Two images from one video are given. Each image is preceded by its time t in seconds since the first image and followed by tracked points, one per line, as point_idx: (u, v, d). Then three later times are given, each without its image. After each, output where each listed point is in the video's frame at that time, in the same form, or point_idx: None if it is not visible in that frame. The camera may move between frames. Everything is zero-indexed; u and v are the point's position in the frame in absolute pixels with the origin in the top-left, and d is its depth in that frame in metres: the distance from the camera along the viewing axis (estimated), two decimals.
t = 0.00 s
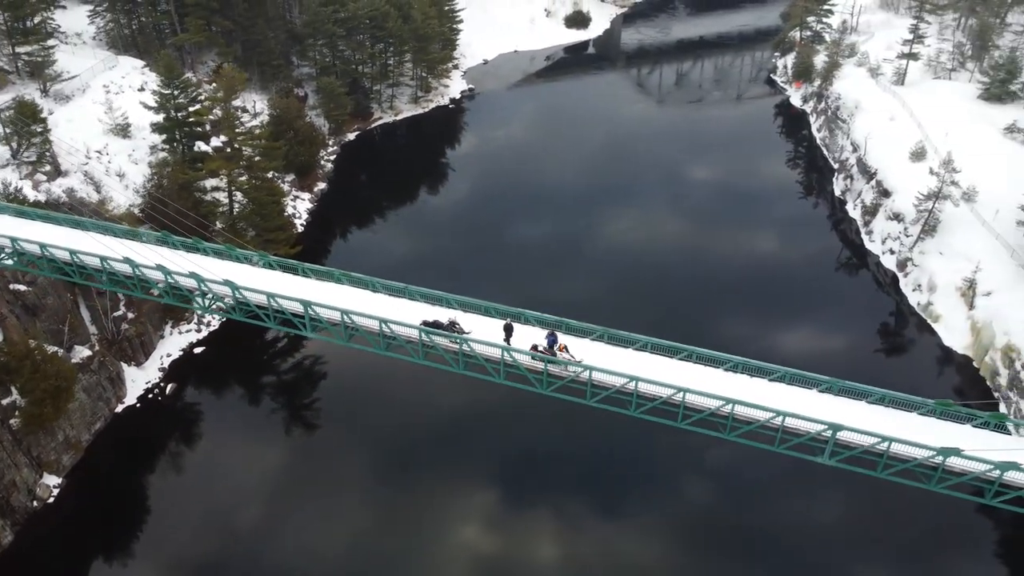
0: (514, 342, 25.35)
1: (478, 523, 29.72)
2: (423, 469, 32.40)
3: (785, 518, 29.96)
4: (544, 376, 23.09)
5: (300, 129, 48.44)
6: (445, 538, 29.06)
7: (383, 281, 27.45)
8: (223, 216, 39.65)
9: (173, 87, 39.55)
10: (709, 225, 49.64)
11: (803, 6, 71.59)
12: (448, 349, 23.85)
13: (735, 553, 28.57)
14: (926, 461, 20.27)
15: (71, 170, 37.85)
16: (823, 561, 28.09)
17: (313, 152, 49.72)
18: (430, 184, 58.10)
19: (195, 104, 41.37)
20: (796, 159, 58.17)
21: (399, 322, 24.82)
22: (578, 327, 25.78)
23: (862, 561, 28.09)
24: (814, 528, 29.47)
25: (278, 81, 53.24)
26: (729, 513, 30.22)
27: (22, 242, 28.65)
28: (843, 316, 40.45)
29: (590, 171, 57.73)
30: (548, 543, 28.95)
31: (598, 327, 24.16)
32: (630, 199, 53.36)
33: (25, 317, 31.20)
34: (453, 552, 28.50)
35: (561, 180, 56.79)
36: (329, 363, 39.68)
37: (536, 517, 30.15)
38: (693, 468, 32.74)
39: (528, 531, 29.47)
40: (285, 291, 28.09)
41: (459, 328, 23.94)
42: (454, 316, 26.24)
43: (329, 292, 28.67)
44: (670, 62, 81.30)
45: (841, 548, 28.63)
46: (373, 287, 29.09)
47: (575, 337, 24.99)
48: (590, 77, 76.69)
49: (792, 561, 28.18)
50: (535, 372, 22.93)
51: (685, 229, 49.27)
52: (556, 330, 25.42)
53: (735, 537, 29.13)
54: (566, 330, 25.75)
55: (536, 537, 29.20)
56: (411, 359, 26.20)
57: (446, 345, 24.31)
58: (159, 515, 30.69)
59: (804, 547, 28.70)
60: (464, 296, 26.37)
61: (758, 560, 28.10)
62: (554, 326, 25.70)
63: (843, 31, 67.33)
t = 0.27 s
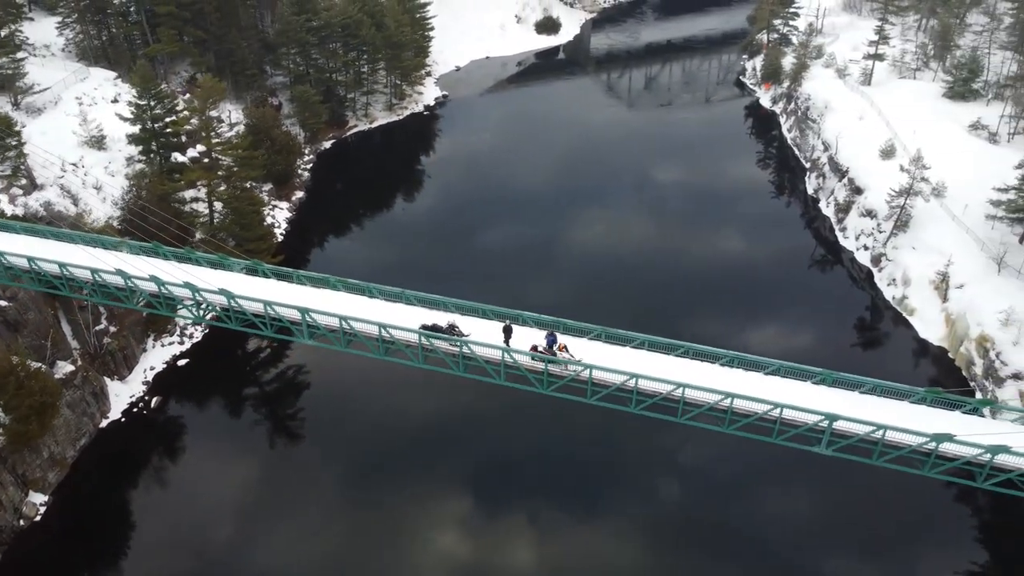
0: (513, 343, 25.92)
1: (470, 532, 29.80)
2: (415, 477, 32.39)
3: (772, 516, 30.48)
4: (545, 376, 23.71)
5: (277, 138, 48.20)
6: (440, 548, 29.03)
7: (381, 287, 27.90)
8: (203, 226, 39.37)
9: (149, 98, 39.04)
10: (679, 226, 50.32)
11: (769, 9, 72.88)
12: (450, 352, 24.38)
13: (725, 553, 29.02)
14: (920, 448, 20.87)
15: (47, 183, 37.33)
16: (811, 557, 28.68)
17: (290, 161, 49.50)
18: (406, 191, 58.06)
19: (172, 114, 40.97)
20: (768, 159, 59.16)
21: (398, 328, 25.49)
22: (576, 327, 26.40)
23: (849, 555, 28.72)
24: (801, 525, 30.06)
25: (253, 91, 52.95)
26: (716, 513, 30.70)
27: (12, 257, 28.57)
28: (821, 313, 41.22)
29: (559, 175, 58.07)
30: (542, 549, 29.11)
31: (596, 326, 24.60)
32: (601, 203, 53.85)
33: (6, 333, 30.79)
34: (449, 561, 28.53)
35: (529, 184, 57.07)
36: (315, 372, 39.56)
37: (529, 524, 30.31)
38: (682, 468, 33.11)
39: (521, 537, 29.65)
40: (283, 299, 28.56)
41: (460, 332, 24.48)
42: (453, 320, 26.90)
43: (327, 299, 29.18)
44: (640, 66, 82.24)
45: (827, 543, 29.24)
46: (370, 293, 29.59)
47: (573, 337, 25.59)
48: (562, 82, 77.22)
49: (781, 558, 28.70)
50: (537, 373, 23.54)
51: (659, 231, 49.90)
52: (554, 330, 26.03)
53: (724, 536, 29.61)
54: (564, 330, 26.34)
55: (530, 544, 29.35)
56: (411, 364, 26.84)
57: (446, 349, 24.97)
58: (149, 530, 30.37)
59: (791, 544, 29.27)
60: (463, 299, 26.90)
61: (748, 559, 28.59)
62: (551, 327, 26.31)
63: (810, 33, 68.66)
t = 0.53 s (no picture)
0: (512, 343, 26.62)
1: (466, 539, 29.96)
2: (407, 484, 32.44)
3: (761, 512, 31.10)
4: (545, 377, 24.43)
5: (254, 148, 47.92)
6: (435, 555, 29.13)
7: (379, 293, 28.43)
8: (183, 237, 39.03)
9: (125, 110, 38.69)
10: (647, 229, 50.98)
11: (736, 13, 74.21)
12: (451, 355, 25.02)
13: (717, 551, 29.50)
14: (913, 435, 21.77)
15: (23, 198, 36.80)
16: (800, 553, 29.29)
17: (268, 170, 49.22)
18: (383, 199, 58.04)
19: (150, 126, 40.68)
20: (740, 160, 60.14)
21: (398, 332, 26.18)
22: (573, 327, 27.09)
23: (836, 549, 29.44)
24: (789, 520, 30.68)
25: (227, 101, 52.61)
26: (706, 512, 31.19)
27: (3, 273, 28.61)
28: (800, 310, 42.02)
29: (528, 183, 58.41)
30: (538, 554, 29.34)
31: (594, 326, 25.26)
32: (570, 208, 54.36)
33: None
34: (445, 569, 28.63)
35: (497, 192, 57.28)
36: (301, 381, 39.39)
37: (523, 528, 30.53)
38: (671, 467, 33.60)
39: (516, 542, 29.85)
40: (281, 307, 29.03)
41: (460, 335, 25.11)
42: (452, 322, 27.62)
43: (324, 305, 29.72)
44: (611, 71, 83.08)
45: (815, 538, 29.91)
46: (366, 299, 30.19)
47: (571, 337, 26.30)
48: (535, 88, 77.73)
49: (771, 555, 29.28)
50: (537, 373, 24.23)
51: (626, 234, 50.61)
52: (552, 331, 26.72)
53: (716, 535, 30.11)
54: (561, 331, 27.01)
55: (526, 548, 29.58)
56: (411, 367, 27.54)
57: (446, 353, 25.64)
58: (140, 545, 30.06)
59: (781, 540, 29.87)
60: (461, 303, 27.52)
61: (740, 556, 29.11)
62: (548, 327, 27.00)
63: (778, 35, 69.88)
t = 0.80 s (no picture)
0: (512, 346, 27.56)
1: (461, 546, 30.17)
2: (400, 492, 32.56)
3: (750, 510, 31.72)
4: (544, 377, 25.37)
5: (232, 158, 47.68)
6: (436, 559, 29.46)
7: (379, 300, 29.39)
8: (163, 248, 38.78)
9: (103, 122, 38.39)
10: (620, 231, 51.54)
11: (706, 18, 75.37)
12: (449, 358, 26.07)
13: (710, 549, 30.07)
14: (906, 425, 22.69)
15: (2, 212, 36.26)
16: (790, 548, 29.97)
17: (246, 180, 48.97)
18: (360, 207, 57.99)
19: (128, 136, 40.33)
20: (713, 162, 61.04)
21: (397, 337, 27.13)
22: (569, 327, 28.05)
23: (824, 543, 30.16)
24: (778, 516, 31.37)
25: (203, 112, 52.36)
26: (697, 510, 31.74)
27: None
28: (779, 309, 42.81)
29: (498, 187, 58.73)
30: (534, 557, 29.63)
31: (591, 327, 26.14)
32: (541, 212, 54.91)
33: None
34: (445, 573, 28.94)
35: (467, 196, 57.58)
36: (287, 391, 39.21)
37: (518, 533, 30.82)
38: (660, 467, 34.12)
39: (511, 547, 30.13)
40: (280, 316, 29.70)
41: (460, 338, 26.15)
42: (451, 325, 28.53)
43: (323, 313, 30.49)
44: (583, 76, 83.88)
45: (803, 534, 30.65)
46: (364, 305, 30.99)
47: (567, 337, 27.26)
48: (509, 94, 78.15)
49: (762, 551, 29.92)
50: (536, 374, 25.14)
51: (597, 236, 51.29)
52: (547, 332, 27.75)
53: (707, 533, 30.67)
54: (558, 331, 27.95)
55: (521, 552, 29.88)
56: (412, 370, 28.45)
57: (446, 357, 26.57)
58: (133, 559, 29.78)
59: (771, 537, 30.54)
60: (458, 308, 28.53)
61: (732, 554, 29.71)
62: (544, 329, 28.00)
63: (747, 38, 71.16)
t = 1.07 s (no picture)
0: (512, 347, 28.31)
1: (457, 552, 30.36)
2: (394, 500, 32.67)
3: (741, 506, 32.31)
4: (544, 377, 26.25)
5: (211, 168, 47.46)
6: (430, 566, 29.61)
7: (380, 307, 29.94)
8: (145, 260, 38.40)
9: (81, 133, 38.02)
10: (599, 235, 52.05)
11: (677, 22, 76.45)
12: (450, 361, 26.74)
13: (703, 547, 30.59)
14: (897, 414, 23.56)
15: None
16: (780, 543, 30.60)
17: (225, 190, 48.74)
18: (338, 214, 57.81)
19: (106, 147, 39.81)
20: (687, 164, 61.83)
21: (397, 342, 27.80)
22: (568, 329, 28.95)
23: (812, 537, 30.83)
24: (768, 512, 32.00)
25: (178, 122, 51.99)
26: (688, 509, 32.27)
27: None
28: (760, 307, 43.53)
29: (472, 193, 59.05)
30: (530, 560, 29.89)
31: (589, 328, 26.91)
32: (514, 216, 55.35)
33: None
34: None
35: (442, 202, 57.91)
36: (273, 399, 38.95)
37: (513, 537, 31.06)
38: (649, 467, 34.60)
39: (507, 550, 30.36)
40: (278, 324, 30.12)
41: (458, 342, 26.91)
42: (451, 329, 29.22)
43: (321, 319, 31.00)
44: (556, 81, 84.48)
45: (792, 529, 31.33)
46: (361, 310, 31.52)
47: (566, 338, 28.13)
48: (483, 100, 78.45)
49: (754, 547, 30.52)
50: (537, 374, 26.03)
51: (571, 238, 51.81)
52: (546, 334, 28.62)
53: (700, 531, 31.20)
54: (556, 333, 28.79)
55: (517, 555, 30.13)
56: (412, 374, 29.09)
57: (447, 360, 27.25)
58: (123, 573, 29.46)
59: (761, 533, 31.15)
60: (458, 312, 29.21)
61: (725, 551, 30.28)
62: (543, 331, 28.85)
63: (717, 42, 72.22)
